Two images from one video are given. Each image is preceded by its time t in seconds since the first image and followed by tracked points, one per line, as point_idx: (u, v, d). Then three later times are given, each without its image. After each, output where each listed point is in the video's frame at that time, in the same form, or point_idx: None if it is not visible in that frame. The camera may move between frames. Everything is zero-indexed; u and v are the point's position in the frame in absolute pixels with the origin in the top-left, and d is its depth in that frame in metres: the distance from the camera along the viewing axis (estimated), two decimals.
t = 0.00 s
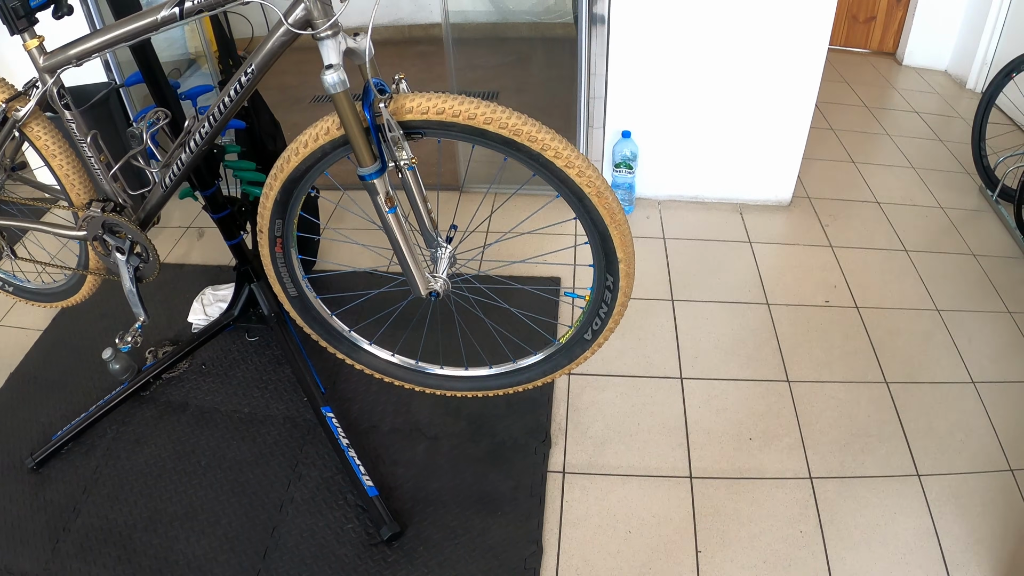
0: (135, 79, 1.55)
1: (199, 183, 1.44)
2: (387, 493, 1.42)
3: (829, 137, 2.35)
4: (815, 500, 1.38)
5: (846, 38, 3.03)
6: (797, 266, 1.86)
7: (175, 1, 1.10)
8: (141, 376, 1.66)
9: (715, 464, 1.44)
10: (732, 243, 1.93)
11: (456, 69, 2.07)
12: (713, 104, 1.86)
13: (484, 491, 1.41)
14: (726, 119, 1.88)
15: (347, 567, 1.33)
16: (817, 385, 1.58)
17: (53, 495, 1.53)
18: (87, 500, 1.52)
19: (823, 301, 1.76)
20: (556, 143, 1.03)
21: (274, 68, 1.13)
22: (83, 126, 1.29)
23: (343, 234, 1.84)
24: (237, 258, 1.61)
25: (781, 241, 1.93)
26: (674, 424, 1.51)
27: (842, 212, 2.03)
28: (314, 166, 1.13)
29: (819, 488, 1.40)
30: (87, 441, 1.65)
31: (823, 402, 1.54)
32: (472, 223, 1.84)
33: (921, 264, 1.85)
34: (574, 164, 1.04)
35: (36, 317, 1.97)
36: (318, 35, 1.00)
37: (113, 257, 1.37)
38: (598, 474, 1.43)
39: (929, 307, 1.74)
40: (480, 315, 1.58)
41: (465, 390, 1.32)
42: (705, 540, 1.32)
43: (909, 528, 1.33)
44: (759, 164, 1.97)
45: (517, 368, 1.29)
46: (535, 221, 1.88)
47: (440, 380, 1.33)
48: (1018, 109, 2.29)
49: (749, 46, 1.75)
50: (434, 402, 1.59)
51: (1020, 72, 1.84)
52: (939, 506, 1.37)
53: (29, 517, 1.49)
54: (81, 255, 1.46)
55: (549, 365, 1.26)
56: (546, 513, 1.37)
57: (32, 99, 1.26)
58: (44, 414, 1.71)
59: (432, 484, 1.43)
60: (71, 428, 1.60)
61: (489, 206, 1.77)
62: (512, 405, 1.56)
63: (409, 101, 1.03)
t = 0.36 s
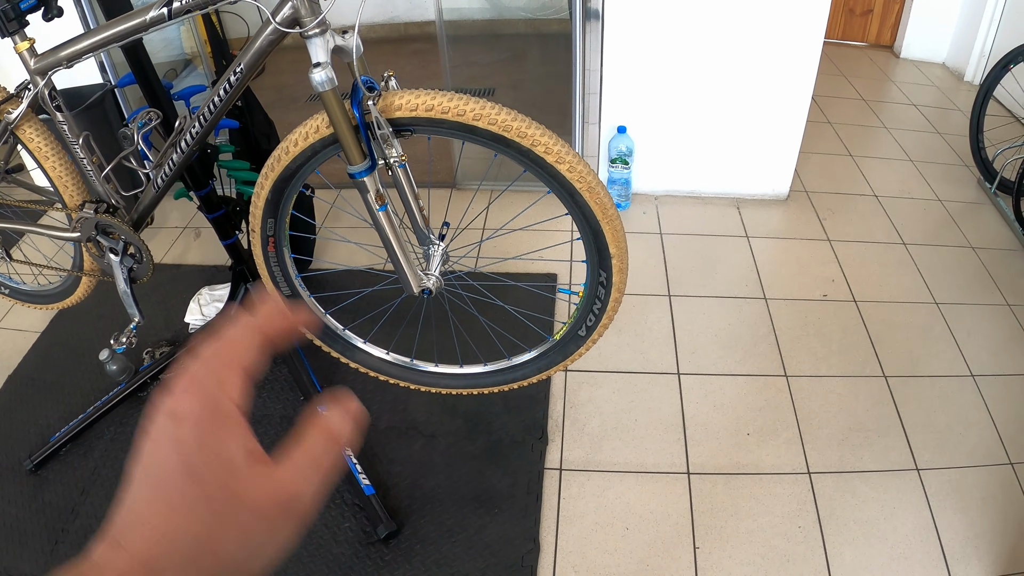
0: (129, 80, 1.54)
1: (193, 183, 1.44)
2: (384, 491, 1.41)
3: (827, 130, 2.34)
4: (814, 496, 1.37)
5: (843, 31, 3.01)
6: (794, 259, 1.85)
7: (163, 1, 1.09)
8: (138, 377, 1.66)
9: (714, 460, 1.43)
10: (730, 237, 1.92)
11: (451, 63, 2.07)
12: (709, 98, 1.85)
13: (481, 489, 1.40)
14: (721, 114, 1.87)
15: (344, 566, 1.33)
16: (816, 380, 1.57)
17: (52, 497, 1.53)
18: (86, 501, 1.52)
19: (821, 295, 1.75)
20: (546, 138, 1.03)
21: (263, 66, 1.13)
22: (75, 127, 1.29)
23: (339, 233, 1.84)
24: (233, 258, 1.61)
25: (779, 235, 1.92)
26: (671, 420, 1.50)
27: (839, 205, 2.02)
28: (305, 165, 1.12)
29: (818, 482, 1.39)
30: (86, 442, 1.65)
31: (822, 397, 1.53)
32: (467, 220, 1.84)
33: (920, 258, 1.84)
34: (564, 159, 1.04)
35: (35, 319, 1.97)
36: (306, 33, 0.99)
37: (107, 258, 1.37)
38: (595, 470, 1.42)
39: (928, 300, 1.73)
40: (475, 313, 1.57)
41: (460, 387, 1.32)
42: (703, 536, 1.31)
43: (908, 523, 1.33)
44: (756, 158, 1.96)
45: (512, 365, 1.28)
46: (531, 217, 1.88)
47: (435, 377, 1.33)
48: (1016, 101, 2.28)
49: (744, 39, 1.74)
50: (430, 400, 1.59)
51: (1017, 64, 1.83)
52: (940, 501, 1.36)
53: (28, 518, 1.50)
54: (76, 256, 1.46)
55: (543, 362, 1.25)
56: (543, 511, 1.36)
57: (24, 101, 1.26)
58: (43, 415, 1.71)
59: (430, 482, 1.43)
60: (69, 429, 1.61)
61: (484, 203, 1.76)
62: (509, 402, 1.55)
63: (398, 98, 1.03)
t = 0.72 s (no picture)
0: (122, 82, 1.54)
1: (188, 184, 1.44)
2: (383, 491, 1.41)
3: (825, 123, 2.33)
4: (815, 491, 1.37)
5: (841, 23, 3.00)
6: (793, 253, 1.84)
7: (154, 2, 1.09)
8: (137, 379, 1.66)
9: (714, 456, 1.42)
10: (728, 232, 1.91)
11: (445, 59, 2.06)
12: (706, 91, 1.84)
13: (481, 487, 1.40)
14: (716, 108, 1.87)
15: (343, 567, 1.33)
16: (816, 374, 1.56)
17: (53, 500, 1.54)
18: (86, 504, 1.52)
19: (821, 289, 1.74)
20: (540, 135, 1.02)
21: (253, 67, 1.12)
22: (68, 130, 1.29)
23: (336, 232, 1.84)
24: (229, 258, 1.61)
25: (778, 229, 1.91)
26: (671, 416, 1.49)
27: (838, 198, 2.01)
28: (297, 164, 1.12)
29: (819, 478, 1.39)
30: (85, 444, 1.65)
31: (822, 391, 1.52)
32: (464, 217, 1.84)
33: (920, 250, 1.83)
34: (558, 156, 1.03)
35: (34, 322, 1.97)
36: (296, 33, 0.99)
37: (102, 261, 1.37)
38: (595, 468, 1.42)
39: (928, 293, 1.73)
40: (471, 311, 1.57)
41: (456, 386, 1.31)
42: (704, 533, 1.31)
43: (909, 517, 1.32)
44: (754, 152, 1.95)
45: (508, 363, 1.28)
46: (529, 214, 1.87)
47: (432, 376, 1.33)
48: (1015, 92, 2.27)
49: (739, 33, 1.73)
50: (429, 399, 1.58)
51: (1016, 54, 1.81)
52: (942, 495, 1.35)
53: (28, 522, 1.50)
54: (72, 260, 1.46)
55: (540, 360, 1.24)
56: (543, 509, 1.36)
57: (17, 105, 1.25)
58: (42, 418, 1.71)
59: (429, 481, 1.42)
60: (69, 432, 1.61)
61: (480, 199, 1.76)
62: (507, 400, 1.55)
63: (390, 97, 1.02)
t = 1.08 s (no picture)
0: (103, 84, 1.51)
1: (172, 187, 1.44)
2: (374, 493, 1.40)
3: (810, 115, 2.33)
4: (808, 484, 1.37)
5: (824, 15, 3.01)
6: (782, 245, 1.84)
7: (135, 2, 1.08)
8: (124, 385, 1.64)
9: (707, 451, 1.42)
10: (715, 225, 1.91)
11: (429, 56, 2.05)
12: (692, 85, 1.84)
13: (473, 487, 1.39)
14: (702, 103, 1.87)
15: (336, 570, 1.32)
16: (806, 366, 1.57)
17: (41, 508, 1.51)
18: (76, 512, 1.50)
19: (810, 281, 1.75)
20: (528, 132, 1.01)
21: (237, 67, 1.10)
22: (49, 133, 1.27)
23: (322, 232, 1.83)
24: (215, 260, 1.60)
25: (765, 222, 1.92)
26: (662, 410, 1.49)
27: (825, 190, 2.01)
28: (282, 165, 1.10)
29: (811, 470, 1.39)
30: (73, 452, 1.63)
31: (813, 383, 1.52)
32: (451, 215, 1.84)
33: (907, 240, 1.84)
34: (547, 152, 1.02)
35: (18, 328, 1.95)
36: (280, 31, 0.98)
37: (86, 266, 1.35)
38: (587, 464, 1.41)
39: (916, 283, 1.74)
40: (460, 309, 1.56)
41: (448, 385, 1.31)
42: (698, 527, 1.31)
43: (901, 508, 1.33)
44: (740, 145, 1.95)
45: (500, 362, 1.27)
46: (517, 211, 1.87)
47: (423, 376, 1.32)
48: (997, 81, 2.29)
49: (725, 26, 1.73)
50: (419, 399, 1.58)
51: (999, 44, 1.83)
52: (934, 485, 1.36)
53: (16, 531, 1.48)
54: (56, 265, 1.44)
55: (532, 358, 1.24)
56: (536, 508, 1.35)
57: None
58: (29, 426, 1.69)
59: (421, 482, 1.41)
60: (57, 439, 1.58)
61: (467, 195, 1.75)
62: (498, 398, 1.54)
63: (376, 95, 1.01)
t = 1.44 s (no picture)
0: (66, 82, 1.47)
1: (138, 187, 1.45)
2: (351, 495, 1.38)
3: (783, 105, 2.34)
4: (787, 475, 1.37)
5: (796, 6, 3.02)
6: (756, 236, 1.84)
7: None
8: (96, 391, 1.61)
9: (685, 444, 1.42)
10: (689, 216, 1.91)
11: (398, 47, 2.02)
12: (664, 78, 1.84)
13: (451, 486, 1.38)
14: (674, 96, 1.87)
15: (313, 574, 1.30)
16: (782, 357, 1.57)
17: (12, 519, 1.47)
18: (49, 521, 1.46)
19: (785, 271, 1.75)
20: (498, 124, 0.99)
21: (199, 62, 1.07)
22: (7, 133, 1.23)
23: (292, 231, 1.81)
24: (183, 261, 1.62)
25: (740, 213, 1.91)
26: (639, 404, 1.48)
27: (799, 179, 2.01)
28: (247, 163, 1.08)
29: (789, 461, 1.39)
30: (45, 460, 1.59)
31: (789, 374, 1.52)
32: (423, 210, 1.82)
33: (882, 229, 1.85)
34: (517, 144, 1.00)
35: None
36: (242, 25, 0.94)
37: (50, 270, 1.32)
38: (565, 461, 1.40)
39: (892, 272, 1.74)
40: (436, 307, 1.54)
41: (424, 384, 1.29)
42: (678, 521, 1.30)
43: (879, 497, 1.33)
44: (714, 136, 1.95)
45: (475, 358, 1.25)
46: (489, 205, 1.86)
47: (399, 376, 1.30)
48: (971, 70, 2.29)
49: (699, 17, 1.73)
50: (395, 398, 1.56)
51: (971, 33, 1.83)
52: (913, 473, 1.37)
53: None
54: (20, 271, 1.40)
55: (507, 354, 1.22)
56: (515, 506, 1.34)
57: None
58: None
59: (399, 482, 1.40)
60: (28, 447, 1.54)
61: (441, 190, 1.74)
62: (474, 395, 1.53)
63: (340, 89, 0.98)
